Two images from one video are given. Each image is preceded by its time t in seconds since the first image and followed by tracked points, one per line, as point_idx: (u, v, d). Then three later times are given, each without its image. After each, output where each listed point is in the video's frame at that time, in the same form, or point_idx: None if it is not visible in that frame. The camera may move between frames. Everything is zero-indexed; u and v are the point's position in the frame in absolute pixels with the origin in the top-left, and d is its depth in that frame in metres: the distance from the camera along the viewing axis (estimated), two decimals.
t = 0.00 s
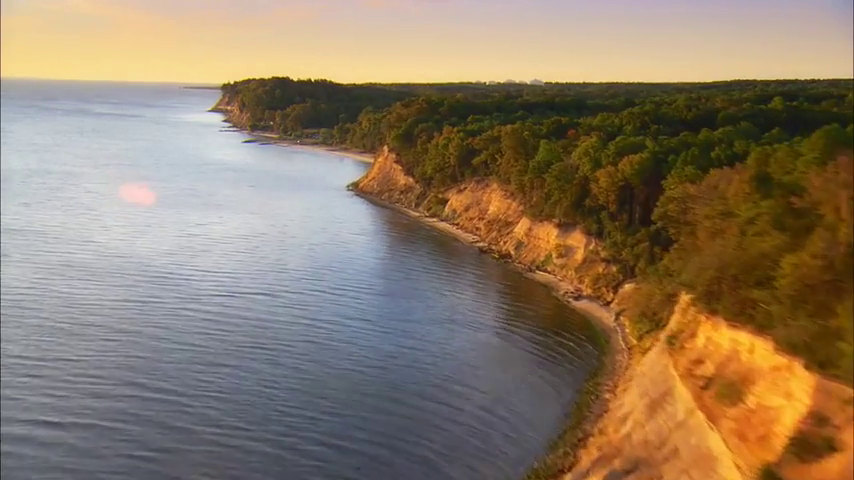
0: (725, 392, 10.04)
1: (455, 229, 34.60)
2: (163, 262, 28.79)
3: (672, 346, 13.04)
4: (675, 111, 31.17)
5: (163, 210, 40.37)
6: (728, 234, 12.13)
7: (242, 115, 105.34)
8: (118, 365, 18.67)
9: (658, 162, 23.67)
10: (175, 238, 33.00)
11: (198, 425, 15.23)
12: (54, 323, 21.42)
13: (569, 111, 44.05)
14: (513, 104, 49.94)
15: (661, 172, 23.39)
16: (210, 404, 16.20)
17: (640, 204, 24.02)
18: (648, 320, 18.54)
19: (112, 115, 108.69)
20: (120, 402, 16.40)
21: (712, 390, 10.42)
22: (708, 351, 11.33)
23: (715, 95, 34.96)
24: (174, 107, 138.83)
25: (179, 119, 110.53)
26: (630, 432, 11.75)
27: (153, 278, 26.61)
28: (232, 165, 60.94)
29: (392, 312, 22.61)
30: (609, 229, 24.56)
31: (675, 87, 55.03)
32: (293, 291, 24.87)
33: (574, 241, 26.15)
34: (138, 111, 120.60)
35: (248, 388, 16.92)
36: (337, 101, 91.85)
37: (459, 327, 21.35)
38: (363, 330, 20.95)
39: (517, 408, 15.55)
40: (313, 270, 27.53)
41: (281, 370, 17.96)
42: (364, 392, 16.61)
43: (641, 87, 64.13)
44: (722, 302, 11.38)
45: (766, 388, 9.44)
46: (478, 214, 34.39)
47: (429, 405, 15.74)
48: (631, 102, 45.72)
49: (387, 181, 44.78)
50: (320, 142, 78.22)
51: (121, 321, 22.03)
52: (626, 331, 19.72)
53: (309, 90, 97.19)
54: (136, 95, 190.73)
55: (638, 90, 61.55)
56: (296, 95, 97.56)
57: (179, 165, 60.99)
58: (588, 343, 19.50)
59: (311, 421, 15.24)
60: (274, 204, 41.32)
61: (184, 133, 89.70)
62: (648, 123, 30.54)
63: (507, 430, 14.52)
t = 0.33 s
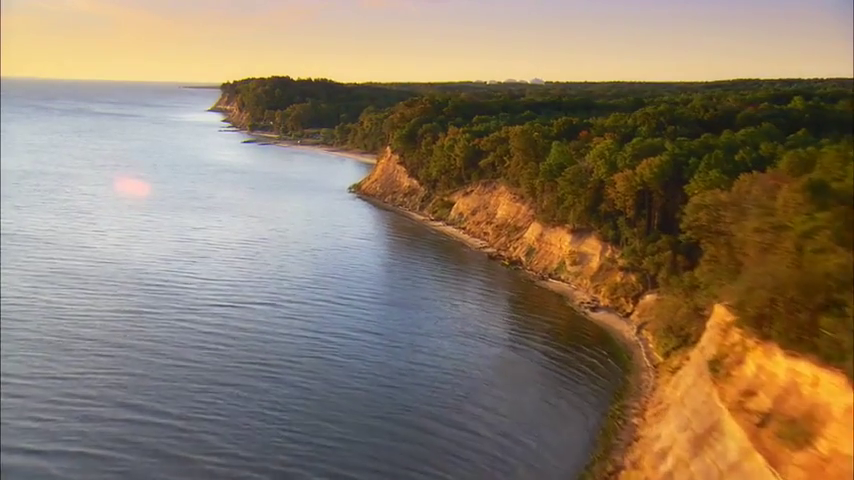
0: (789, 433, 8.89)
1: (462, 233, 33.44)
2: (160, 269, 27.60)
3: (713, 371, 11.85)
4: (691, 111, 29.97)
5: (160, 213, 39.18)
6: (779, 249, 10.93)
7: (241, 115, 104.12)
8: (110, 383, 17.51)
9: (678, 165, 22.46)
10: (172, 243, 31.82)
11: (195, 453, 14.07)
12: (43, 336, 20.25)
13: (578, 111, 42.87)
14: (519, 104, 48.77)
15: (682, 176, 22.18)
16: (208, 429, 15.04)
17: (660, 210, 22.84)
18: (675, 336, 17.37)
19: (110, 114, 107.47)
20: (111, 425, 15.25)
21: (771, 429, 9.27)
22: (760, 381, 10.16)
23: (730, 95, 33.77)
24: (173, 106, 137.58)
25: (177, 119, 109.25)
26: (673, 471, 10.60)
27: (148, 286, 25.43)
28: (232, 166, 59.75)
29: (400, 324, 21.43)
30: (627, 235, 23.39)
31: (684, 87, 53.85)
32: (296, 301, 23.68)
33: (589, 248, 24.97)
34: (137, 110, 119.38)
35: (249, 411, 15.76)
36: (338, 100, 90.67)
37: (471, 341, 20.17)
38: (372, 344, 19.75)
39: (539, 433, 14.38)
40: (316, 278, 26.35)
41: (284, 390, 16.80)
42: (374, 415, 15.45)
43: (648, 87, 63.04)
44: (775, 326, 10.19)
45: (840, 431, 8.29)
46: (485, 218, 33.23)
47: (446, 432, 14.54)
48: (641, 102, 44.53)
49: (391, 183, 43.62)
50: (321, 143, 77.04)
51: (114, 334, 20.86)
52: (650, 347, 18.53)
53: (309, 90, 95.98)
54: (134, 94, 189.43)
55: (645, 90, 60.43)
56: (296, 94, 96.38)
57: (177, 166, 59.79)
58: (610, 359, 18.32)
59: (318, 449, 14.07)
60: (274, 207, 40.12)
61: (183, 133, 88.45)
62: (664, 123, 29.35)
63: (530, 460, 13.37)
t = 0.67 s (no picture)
0: None
1: (470, 238, 32.25)
2: (156, 276, 26.37)
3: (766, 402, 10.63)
4: (709, 111, 28.78)
5: (158, 217, 37.96)
6: (848, 269, 9.72)
7: (241, 115, 102.93)
8: (101, 403, 16.32)
9: (702, 168, 21.25)
10: (169, 248, 30.61)
11: None
12: (30, 350, 19.02)
13: (587, 112, 41.71)
14: (526, 104, 47.60)
15: (707, 179, 21.01)
16: (208, 458, 13.86)
17: (682, 216, 21.67)
18: (706, 353, 16.17)
19: (108, 114, 106.12)
20: (101, 453, 14.06)
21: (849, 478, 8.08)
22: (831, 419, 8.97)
23: (747, 95, 32.58)
24: (172, 106, 136.30)
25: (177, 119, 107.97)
26: None
27: (144, 296, 24.21)
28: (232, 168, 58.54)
29: (411, 337, 20.22)
30: (648, 242, 22.18)
31: (693, 86, 52.65)
32: (299, 312, 22.50)
33: (605, 255, 23.78)
34: (136, 110, 118.04)
35: (251, 436, 14.58)
36: (339, 100, 89.54)
37: (486, 355, 18.94)
38: (381, 360, 18.56)
39: (566, 463, 13.19)
40: (320, 286, 25.15)
41: (289, 413, 15.64)
42: (386, 441, 14.27)
43: (655, 86, 61.91)
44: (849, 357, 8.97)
45: None
46: (494, 223, 32.03)
47: (465, 461, 13.37)
48: (652, 102, 43.34)
49: (395, 185, 42.44)
50: (322, 143, 75.85)
51: (107, 348, 19.64)
52: (677, 364, 17.32)
53: (310, 89, 94.82)
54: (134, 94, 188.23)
55: (652, 90, 59.29)
56: (297, 94, 95.19)
57: (176, 167, 58.54)
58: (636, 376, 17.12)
59: None
60: (275, 210, 38.92)
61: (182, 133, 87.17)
62: (682, 124, 28.18)
63: None
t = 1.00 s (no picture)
0: None
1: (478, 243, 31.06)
2: (153, 285, 25.17)
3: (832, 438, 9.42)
4: (730, 111, 27.53)
5: (156, 220, 36.74)
6: None
7: (242, 115, 101.74)
8: (91, 427, 15.13)
9: (728, 172, 19.95)
10: (167, 254, 29.40)
11: None
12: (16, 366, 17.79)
13: (597, 112, 40.46)
14: (534, 104, 46.40)
15: (734, 184, 19.78)
16: None
17: (707, 222, 20.44)
18: (744, 374, 14.95)
19: (107, 114, 104.87)
20: None
21: None
22: None
23: (766, 94, 31.36)
24: (172, 106, 135.06)
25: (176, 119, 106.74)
26: None
27: (139, 306, 23.02)
28: (232, 169, 57.31)
29: (421, 352, 19.04)
30: (670, 250, 20.98)
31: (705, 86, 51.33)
32: (303, 323, 21.30)
33: (624, 262, 22.58)
34: (135, 110, 116.83)
35: (253, 467, 13.41)
36: (341, 100, 88.35)
37: (502, 372, 17.75)
38: (391, 377, 17.35)
39: None
40: (324, 295, 23.96)
41: (294, 439, 14.47)
42: (400, 472, 13.12)
43: (662, 85, 60.76)
44: None
45: None
46: (503, 227, 30.82)
47: None
48: (662, 102, 42.14)
49: (399, 187, 41.24)
50: (324, 143, 74.68)
51: (97, 364, 18.42)
52: (709, 384, 16.11)
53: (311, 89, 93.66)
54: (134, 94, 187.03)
55: (660, 89, 58.13)
56: (298, 94, 94.01)
57: (175, 168, 57.28)
58: (666, 396, 15.93)
59: None
60: (277, 213, 37.70)
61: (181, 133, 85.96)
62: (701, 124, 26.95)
63: None
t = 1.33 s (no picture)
0: None
1: (487, 249, 29.86)
2: (148, 293, 23.95)
3: None
4: (751, 111, 26.31)
5: (153, 224, 35.58)
6: None
7: (242, 115, 100.58)
8: (77, 454, 13.95)
9: (756, 176, 18.83)
10: (163, 260, 28.20)
11: None
12: None
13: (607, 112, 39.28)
14: (541, 104, 45.20)
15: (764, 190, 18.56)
16: None
17: (734, 228, 19.12)
18: (786, 397, 13.80)
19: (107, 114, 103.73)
20: None
21: None
22: None
23: (786, 93, 30.15)
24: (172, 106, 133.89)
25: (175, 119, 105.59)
26: None
27: (133, 316, 21.81)
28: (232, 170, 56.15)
29: (432, 368, 17.82)
30: (695, 259, 19.76)
31: (716, 86, 50.11)
32: (305, 336, 20.09)
33: (645, 271, 21.37)
34: (134, 110, 115.69)
35: None
36: (342, 100, 87.19)
37: (520, 391, 16.55)
38: (400, 397, 16.16)
39: None
40: (327, 304, 22.75)
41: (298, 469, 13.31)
42: None
43: (670, 85, 59.60)
44: None
45: None
46: (513, 232, 29.61)
47: None
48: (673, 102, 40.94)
49: (404, 189, 40.05)
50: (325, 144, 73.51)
51: (86, 381, 17.20)
52: (746, 407, 15.03)
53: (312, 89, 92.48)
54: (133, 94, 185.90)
55: (668, 88, 56.95)
56: (298, 94, 92.84)
57: (174, 170, 56.11)
58: (700, 420, 14.77)
59: None
60: (278, 217, 36.52)
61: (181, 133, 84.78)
62: (721, 125, 25.74)
63: None
